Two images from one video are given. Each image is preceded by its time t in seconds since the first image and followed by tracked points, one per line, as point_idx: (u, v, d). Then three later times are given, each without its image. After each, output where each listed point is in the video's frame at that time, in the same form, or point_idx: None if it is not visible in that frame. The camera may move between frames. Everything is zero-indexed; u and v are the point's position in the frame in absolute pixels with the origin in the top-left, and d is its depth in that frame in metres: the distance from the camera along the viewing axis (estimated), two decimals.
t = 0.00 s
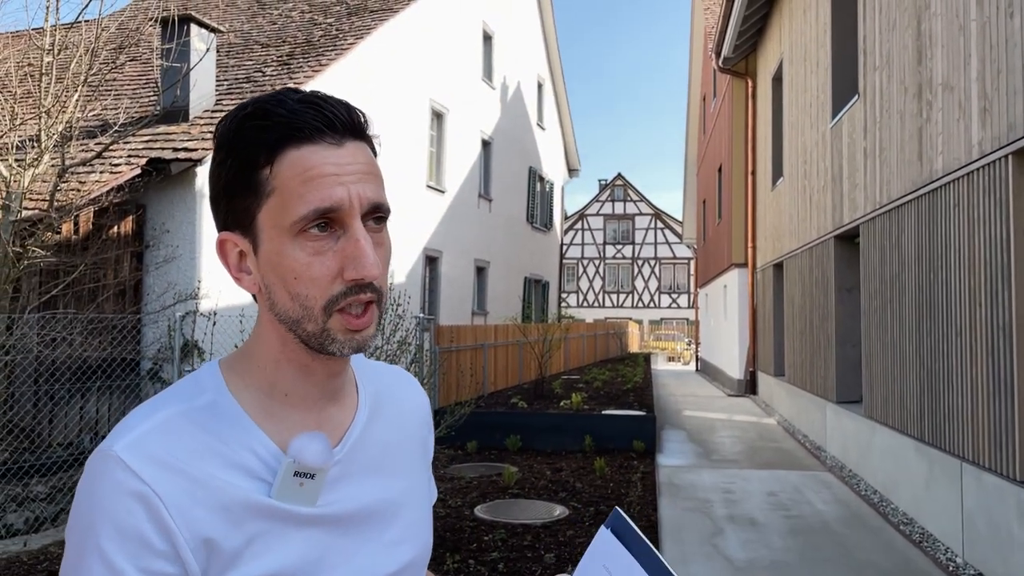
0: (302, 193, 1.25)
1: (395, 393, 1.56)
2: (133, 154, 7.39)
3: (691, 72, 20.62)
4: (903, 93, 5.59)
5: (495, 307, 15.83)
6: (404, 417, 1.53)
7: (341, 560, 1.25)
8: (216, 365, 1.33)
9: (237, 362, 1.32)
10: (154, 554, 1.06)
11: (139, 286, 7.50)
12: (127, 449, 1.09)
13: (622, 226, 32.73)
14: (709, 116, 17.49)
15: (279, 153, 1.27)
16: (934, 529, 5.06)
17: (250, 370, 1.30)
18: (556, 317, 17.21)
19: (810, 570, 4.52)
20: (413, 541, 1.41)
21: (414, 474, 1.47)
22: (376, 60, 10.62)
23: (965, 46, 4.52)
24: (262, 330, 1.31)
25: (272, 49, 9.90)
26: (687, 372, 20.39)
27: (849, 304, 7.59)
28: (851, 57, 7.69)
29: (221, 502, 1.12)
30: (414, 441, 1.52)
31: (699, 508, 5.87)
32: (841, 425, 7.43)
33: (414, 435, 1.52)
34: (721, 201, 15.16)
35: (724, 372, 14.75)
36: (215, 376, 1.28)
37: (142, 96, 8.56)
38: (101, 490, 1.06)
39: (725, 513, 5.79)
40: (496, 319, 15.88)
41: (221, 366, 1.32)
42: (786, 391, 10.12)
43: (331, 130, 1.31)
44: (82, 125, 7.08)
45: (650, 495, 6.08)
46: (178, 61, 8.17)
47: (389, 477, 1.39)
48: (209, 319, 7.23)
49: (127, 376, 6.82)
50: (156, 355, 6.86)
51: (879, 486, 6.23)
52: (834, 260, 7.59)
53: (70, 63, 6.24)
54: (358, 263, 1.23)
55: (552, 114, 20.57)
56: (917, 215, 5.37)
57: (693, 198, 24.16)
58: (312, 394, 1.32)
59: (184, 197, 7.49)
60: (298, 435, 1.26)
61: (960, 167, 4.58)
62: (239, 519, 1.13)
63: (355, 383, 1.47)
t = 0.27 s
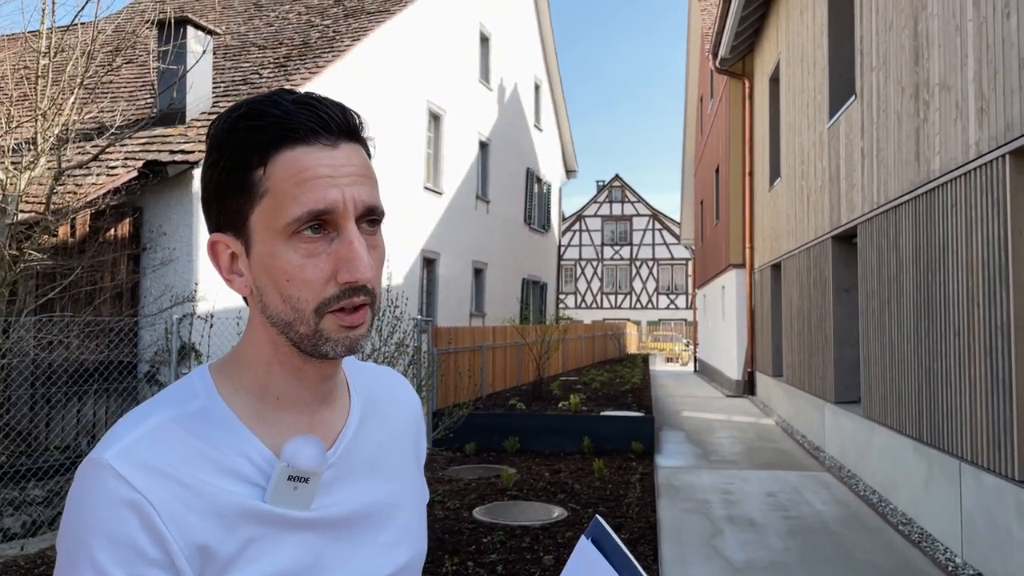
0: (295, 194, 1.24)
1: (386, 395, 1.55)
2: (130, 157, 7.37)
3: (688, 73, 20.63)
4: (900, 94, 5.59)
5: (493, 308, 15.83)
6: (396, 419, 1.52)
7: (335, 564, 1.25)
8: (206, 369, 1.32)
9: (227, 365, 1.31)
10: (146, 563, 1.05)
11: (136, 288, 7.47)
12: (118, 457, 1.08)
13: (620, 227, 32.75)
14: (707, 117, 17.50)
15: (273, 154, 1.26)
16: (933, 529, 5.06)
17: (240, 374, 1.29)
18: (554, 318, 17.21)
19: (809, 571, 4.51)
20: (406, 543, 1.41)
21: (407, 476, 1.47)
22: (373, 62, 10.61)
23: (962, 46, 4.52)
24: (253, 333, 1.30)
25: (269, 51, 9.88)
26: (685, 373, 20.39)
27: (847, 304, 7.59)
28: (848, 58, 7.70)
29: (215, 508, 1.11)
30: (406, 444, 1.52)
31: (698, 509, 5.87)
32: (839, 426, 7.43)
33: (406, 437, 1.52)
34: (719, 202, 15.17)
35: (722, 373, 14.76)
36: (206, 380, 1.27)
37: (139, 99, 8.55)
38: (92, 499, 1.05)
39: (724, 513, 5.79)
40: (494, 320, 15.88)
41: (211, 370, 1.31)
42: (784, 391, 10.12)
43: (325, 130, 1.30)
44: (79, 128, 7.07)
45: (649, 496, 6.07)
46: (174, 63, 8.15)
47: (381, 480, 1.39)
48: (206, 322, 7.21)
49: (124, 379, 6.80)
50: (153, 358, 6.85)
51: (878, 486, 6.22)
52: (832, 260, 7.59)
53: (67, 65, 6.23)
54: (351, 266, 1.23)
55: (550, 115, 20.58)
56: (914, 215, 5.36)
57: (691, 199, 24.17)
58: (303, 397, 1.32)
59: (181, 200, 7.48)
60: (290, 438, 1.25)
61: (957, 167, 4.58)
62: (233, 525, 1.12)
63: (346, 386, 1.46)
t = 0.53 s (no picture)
0: (299, 193, 1.24)
1: (377, 396, 1.55)
2: (127, 158, 7.36)
3: (685, 73, 20.65)
4: (898, 93, 5.59)
5: (492, 309, 15.82)
6: (387, 421, 1.53)
7: (333, 563, 1.25)
8: (200, 369, 1.30)
9: (223, 365, 1.30)
10: (147, 561, 1.04)
11: (133, 290, 7.45)
12: (118, 454, 1.06)
13: (618, 227, 32.76)
14: (704, 117, 17.51)
15: (278, 153, 1.26)
16: (932, 528, 5.06)
17: (238, 373, 1.29)
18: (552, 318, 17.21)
19: (807, 570, 4.51)
20: (399, 543, 1.41)
21: (399, 478, 1.47)
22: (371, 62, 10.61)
23: (959, 45, 4.52)
24: (253, 332, 1.29)
25: (266, 52, 9.87)
26: (684, 372, 20.38)
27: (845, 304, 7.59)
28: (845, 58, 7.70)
29: (215, 506, 1.11)
30: (398, 445, 1.52)
31: (696, 509, 5.86)
32: (838, 425, 7.43)
33: (397, 439, 1.52)
34: (717, 202, 15.17)
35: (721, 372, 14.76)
36: (201, 379, 1.25)
37: (136, 100, 8.54)
38: (91, 495, 1.03)
39: (723, 513, 5.78)
40: (493, 320, 15.87)
41: (207, 370, 1.30)
42: (783, 390, 10.12)
43: (330, 130, 1.30)
44: (76, 129, 7.05)
45: (648, 496, 6.07)
46: (172, 64, 8.14)
47: (376, 481, 1.39)
48: (204, 323, 7.20)
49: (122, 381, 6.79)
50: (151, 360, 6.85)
51: (877, 486, 6.22)
52: (830, 260, 7.59)
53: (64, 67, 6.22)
54: (356, 265, 1.23)
55: (548, 115, 20.58)
56: (912, 214, 5.36)
57: (689, 199, 24.19)
58: (300, 397, 1.31)
59: (179, 201, 7.47)
60: (289, 438, 1.25)
61: (955, 166, 4.58)
62: (232, 525, 1.12)
63: (340, 385, 1.46)
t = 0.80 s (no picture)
0: (287, 192, 1.26)
1: (363, 401, 1.56)
2: (124, 158, 7.35)
3: (682, 73, 20.67)
4: (894, 93, 5.60)
5: (489, 309, 15.82)
6: (373, 425, 1.53)
7: (325, 560, 1.24)
8: (193, 363, 1.31)
9: (214, 360, 1.31)
10: (148, 547, 1.04)
11: (129, 290, 7.44)
12: (115, 444, 1.06)
13: (615, 227, 32.78)
14: (701, 116, 17.52)
15: (276, 151, 1.27)
16: (928, 527, 5.07)
17: (228, 367, 1.29)
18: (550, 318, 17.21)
19: (804, 570, 4.51)
20: (388, 542, 1.41)
21: (386, 480, 1.47)
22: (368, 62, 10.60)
23: (955, 45, 4.53)
24: (241, 325, 1.31)
25: (263, 52, 9.86)
26: (681, 372, 20.39)
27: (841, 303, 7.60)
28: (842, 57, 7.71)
29: (213, 498, 1.10)
30: (383, 450, 1.52)
31: (693, 509, 5.87)
32: (835, 425, 7.44)
33: (382, 443, 1.52)
34: (714, 202, 15.19)
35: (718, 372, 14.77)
36: (192, 375, 1.25)
37: (132, 100, 8.52)
38: (88, 484, 1.02)
39: (720, 513, 5.79)
40: (490, 320, 15.87)
41: (198, 364, 1.30)
42: (780, 390, 10.13)
43: (330, 135, 1.30)
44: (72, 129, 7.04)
45: (645, 496, 6.07)
46: (168, 64, 8.13)
47: (364, 481, 1.39)
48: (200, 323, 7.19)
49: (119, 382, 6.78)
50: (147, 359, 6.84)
51: (874, 485, 6.23)
52: (827, 259, 7.60)
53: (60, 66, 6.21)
54: (326, 271, 1.23)
55: (545, 115, 20.59)
56: (909, 213, 5.37)
57: (686, 199, 24.21)
58: (289, 397, 1.31)
59: (175, 201, 7.46)
60: (280, 435, 1.25)
61: (951, 166, 4.59)
62: (228, 517, 1.12)
63: (330, 389, 1.46)
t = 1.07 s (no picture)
0: (273, 191, 1.25)
1: (362, 401, 1.55)
2: (122, 158, 7.35)
3: (681, 73, 20.66)
4: (894, 92, 5.60)
5: (488, 308, 15.82)
6: (372, 424, 1.52)
7: (325, 559, 1.24)
8: (191, 362, 1.31)
9: (212, 358, 1.30)
10: (146, 549, 1.03)
11: (128, 290, 7.43)
12: (113, 444, 1.05)
13: (614, 227, 32.79)
14: (700, 116, 17.55)
15: (265, 151, 1.27)
16: (928, 527, 5.07)
17: (226, 365, 1.29)
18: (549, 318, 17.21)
19: (803, 569, 4.51)
20: (387, 542, 1.40)
21: (384, 480, 1.46)
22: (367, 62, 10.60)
23: (955, 44, 4.52)
24: (237, 323, 1.31)
25: (261, 52, 9.85)
26: (680, 372, 20.39)
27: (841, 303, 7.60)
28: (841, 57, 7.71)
29: (212, 498, 1.10)
30: (382, 449, 1.51)
31: (693, 509, 5.86)
32: (834, 424, 7.44)
33: (380, 443, 1.52)
34: (713, 202, 15.18)
35: (718, 372, 14.77)
36: (190, 374, 1.25)
37: (130, 99, 8.51)
38: (86, 487, 1.02)
39: (719, 513, 5.78)
40: (489, 320, 15.86)
41: (196, 364, 1.30)
42: (779, 389, 10.12)
43: (317, 135, 1.29)
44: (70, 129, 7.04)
45: (645, 496, 6.07)
46: (167, 64, 8.12)
47: (363, 480, 1.38)
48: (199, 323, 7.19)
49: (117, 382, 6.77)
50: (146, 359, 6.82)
51: (873, 484, 6.23)
52: (826, 259, 7.60)
53: (58, 66, 6.20)
54: (308, 271, 1.23)
55: (544, 115, 20.58)
56: (908, 212, 5.37)
57: (685, 198, 24.21)
58: (285, 396, 1.31)
59: (174, 201, 7.46)
60: (280, 434, 1.24)
61: (950, 166, 4.59)
62: (227, 517, 1.11)
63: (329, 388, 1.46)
